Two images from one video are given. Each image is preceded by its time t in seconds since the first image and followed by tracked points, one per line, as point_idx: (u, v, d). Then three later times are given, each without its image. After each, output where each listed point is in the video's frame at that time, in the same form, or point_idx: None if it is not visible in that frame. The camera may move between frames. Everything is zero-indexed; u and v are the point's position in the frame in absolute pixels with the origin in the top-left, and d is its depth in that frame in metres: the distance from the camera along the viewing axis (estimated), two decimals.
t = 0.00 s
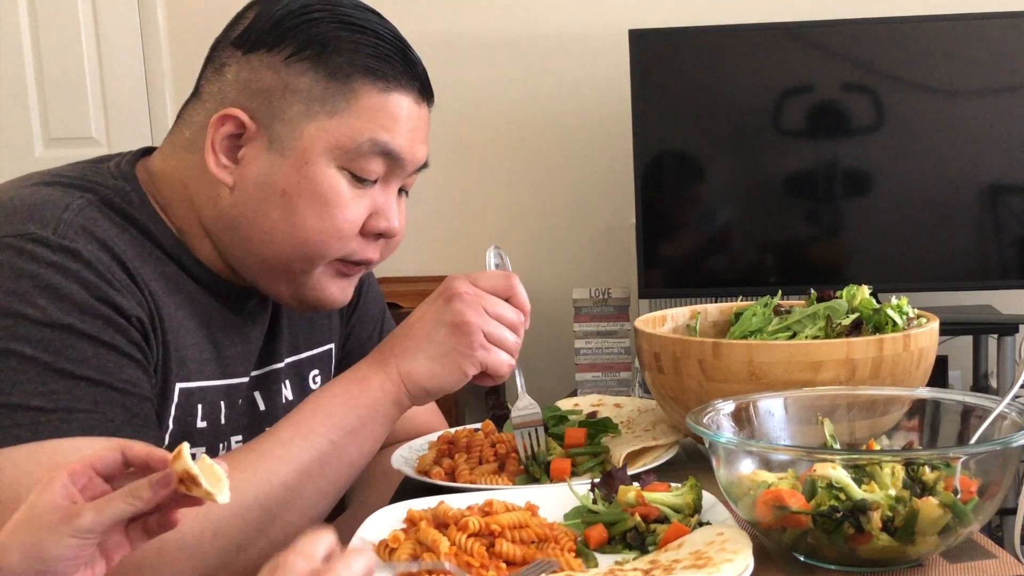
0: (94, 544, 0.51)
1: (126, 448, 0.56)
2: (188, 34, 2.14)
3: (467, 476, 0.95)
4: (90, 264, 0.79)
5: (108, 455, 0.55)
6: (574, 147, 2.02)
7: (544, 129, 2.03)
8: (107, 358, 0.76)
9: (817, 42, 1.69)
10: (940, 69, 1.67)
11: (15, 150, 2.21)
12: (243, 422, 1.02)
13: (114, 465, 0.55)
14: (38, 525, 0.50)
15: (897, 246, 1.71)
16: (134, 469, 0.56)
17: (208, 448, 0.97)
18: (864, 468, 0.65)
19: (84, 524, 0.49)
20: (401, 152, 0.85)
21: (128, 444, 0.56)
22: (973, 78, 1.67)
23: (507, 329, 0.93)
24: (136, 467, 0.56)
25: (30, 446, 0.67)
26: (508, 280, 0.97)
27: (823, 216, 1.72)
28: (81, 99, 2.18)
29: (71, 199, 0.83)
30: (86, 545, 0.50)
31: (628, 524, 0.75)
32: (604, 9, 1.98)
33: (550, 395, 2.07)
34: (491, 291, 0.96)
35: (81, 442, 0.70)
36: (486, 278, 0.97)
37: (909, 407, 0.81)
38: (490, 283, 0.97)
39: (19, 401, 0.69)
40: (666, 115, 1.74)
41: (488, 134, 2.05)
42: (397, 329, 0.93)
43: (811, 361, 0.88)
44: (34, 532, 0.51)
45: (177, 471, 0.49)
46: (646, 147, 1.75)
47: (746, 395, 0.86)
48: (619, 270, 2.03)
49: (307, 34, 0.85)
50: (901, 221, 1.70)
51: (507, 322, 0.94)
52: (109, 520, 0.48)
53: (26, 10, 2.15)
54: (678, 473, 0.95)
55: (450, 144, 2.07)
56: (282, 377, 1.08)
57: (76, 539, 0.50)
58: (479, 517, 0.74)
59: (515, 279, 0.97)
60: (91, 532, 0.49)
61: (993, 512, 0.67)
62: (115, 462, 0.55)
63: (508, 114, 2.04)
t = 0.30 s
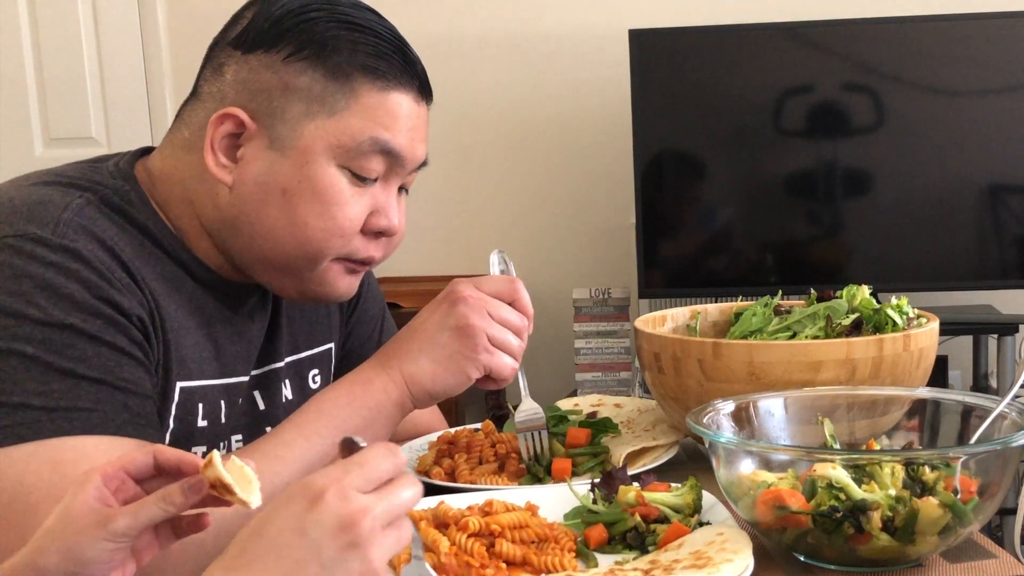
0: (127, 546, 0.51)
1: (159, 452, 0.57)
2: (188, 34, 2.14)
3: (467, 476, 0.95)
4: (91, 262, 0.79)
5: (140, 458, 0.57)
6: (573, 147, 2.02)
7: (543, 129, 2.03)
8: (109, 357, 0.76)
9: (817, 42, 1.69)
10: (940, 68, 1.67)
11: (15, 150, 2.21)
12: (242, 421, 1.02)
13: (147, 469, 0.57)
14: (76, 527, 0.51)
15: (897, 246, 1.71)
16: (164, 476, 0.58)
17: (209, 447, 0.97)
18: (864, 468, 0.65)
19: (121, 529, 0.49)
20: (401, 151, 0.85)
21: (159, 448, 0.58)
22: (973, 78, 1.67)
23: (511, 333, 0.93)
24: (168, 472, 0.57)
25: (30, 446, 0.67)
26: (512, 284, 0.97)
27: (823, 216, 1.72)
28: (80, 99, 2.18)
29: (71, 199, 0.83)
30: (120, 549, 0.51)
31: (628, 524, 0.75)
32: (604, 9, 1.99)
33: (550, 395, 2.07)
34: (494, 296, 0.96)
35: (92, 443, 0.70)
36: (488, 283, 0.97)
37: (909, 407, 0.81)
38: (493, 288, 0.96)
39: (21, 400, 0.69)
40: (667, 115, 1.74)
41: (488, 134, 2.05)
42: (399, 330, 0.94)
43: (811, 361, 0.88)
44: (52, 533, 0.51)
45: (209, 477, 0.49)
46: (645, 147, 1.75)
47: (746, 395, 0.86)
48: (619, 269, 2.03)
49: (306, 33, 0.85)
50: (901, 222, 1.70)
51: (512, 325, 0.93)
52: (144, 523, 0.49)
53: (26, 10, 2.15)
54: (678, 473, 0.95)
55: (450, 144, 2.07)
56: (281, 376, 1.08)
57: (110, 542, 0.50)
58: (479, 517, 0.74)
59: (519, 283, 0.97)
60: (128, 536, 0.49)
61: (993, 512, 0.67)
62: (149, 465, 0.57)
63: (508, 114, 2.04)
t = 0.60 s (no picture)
0: (137, 549, 0.51)
1: (167, 452, 0.56)
2: (189, 34, 2.14)
3: (468, 476, 0.95)
4: (93, 266, 0.78)
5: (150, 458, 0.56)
6: (573, 147, 2.02)
7: (543, 129, 2.03)
8: (105, 359, 0.75)
9: (817, 42, 1.69)
10: (940, 69, 1.67)
11: (14, 150, 2.21)
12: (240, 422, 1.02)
13: (156, 470, 0.56)
14: (83, 528, 0.51)
15: (897, 246, 1.71)
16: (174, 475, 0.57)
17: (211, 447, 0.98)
18: (864, 468, 0.65)
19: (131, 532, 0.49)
20: (401, 144, 0.85)
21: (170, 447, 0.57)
22: (973, 78, 1.67)
23: (520, 333, 0.90)
24: (177, 473, 0.57)
25: (25, 450, 0.66)
26: (525, 282, 0.89)
27: (823, 216, 1.72)
28: (80, 99, 2.18)
29: (75, 201, 0.83)
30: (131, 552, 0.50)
31: (628, 524, 0.76)
32: (604, 9, 1.99)
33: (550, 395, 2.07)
34: (507, 297, 0.89)
35: (92, 446, 0.70)
36: (503, 279, 0.89)
37: (909, 407, 0.81)
38: (505, 287, 0.89)
39: (15, 404, 0.68)
40: (667, 115, 1.74)
41: (488, 134, 2.05)
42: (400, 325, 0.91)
43: (811, 361, 0.88)
44: (58, 535, 0.51)
45: (218, 481, 0.50)
46: (646, 147, 1.75)
47: (746, 395, 0.86)
48: (619, 270, 2.03)
49: (301, 29, 0.85)
50: (900, 221, 1.70)
51: (522, 324, 0.89)
52: (155, 526, 0.49)
53: (26, 9, 2.15)
54: (678, 473, 0.95)
55: (451, 144, 2.07)
56: (283, 376, 1.08)
57: (119, 545, 0.50)
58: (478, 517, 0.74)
59: (532, 279, 0.89)
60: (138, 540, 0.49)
61: (993, 512, 0.67)
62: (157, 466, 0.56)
63: (508, 114, 2.04)
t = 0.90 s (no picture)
0: (136, 551, 0.51)
1: (170, 457, 0.56)
2: (189, 34, 2.14)
3: (468, 476, 0.95)
4: (93, 267, 0.76)
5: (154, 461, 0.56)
6: (573, 146, 2.02)
7: (543, 129, 2.03)
8: (107, 360, 0.73)
9: (816, 42, 1.69)
10: (940, 69, 1.67)
11: (15, 151, 2.20)
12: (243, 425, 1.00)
13: (159, 475, 0.56)
14: (81, 531, 0.50)
15: (897, 246, 1.71)
16: (178, 479, 0.57)
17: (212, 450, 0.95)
18: (864, 468, 0.65)
19: (130, 536, 0.49)
20: (338, 101, 0.79)
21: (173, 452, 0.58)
22: (973, 78, 1.67)
23: (523, 327, 0.82)
24: (180, 479, 0.57)
25: (28, 452, 0.65)
26: (525, 282, 0.78)
27: (823, 216, 1.72)
28: (80, 99, 2.18)
29: (76, 202, 0.82)
30: (132, 553, 0.50)
31: (628, 524, 0.76)
32: (603, 9, 1.99)
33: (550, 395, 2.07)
34: (508, 298, 0.79)
35: (95, 447, 0.68)
36: (500, 281, 0.79)
37: (909, 407, 0.81)
38: (505, 290, 0.79)
39: (17, 407, 0.66)
40: (668, 115, 1.73)
41: (488, 134, 2.05)
42: (396, 331, 0.82)
43: (811, 361, 0.88)
44: (59, 537, 0.51)
45: (220, 485, 0.50)
46: (646, 147, 1.74)
47: (746, 395, 0.86)
48: (619, 270, 2.03)
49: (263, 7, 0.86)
50: (900, 222, 1.70)
51: (524, 320, 0.81)
52: (155, 530, 0.49)
53: (26, 9, 2.15)
54: (679, 473, 0.95)
55: (450, 144, 2.07)
56: (282, 378, 1.06)
57: (120, 547, 0.50)
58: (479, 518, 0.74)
59: (531, 276, 0.78)
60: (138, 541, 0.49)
61: (994, 512, 0.67)
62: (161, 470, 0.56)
63: (507, 113, 2.04)
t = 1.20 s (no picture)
0: (135, 548, 0.51)
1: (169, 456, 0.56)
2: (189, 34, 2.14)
3: (468, 476, 0.94)
4: (83, 268, 0.73)
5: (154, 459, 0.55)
6: (572, 146, 2.02)
7: (542, 128, 2.03)
8: (99, 360, 0.70)
9: (816, 42, 1.69)
10: (940, 69, 1.67)
11: (14, 151, 2.20)
12: (241, 424, 0.98)
13: (157, 473, 0.56)
14: (81, 526, 0.50)
15: (897, 246, 1.71)
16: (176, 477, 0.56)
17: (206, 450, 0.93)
18: (864, 468, 0.65)
19: (128, 533, 0.49)
20: (269, 73, 0.78)
21: (173, 449, 0.57)
22: (973, 77, 1.67)
23: (523, 334, 0.84)
24: (178, 474, 0.56)
25: (20, 454, 0.62)
26: (530, 298, 0.79)
27: (823, 216, 1.72)
28: (80, 98, 2.18)
29: (65, 202, 0.78)
30: (130, 550, 0.50)
31: (628, 525, 0.76)
32: (604, 9, 1.99)
33: (550, 395, 2.07)
34: (514, 314, 0.81)
35: (87, 449, 0.64)
36: (508, 301, 0.79)
37: (909, 407, 0.81)
38: (512, 309, 0.80)
39: (6, 408, 0.63)
40: (668, 115, 1.73)
41: (488, 133, 2.05)
42: (397, 343, 0.81)
43: (811, 361, 0.88)
44: (58, 536, 0.50)
45: (218, 482, 0.51)
46: (645, 147, 1.75)
47: (745, 394, 0.86)
48: (619, 269, 2.03)
49: None
50: (900, 221, 1.70)
51: (525, 328, 0.83)
52: (154, 526, 0.49)
53: (26, 9, 2.14)
54: (679, 473, 0.95)
55: (450, 144, 2.07)
56: (275, 381, 1.03)
57: (118, 544, 0.50)
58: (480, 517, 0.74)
59: (537, 293, 0.79)
60: (137, 538, 0.49)
61: (994, 512, 0.67)
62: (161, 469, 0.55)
63: (507, 113, 2.04)
